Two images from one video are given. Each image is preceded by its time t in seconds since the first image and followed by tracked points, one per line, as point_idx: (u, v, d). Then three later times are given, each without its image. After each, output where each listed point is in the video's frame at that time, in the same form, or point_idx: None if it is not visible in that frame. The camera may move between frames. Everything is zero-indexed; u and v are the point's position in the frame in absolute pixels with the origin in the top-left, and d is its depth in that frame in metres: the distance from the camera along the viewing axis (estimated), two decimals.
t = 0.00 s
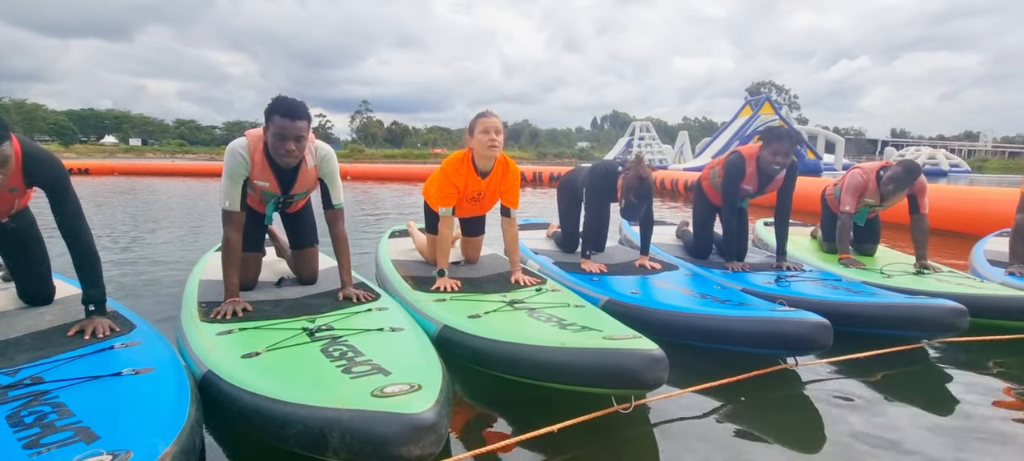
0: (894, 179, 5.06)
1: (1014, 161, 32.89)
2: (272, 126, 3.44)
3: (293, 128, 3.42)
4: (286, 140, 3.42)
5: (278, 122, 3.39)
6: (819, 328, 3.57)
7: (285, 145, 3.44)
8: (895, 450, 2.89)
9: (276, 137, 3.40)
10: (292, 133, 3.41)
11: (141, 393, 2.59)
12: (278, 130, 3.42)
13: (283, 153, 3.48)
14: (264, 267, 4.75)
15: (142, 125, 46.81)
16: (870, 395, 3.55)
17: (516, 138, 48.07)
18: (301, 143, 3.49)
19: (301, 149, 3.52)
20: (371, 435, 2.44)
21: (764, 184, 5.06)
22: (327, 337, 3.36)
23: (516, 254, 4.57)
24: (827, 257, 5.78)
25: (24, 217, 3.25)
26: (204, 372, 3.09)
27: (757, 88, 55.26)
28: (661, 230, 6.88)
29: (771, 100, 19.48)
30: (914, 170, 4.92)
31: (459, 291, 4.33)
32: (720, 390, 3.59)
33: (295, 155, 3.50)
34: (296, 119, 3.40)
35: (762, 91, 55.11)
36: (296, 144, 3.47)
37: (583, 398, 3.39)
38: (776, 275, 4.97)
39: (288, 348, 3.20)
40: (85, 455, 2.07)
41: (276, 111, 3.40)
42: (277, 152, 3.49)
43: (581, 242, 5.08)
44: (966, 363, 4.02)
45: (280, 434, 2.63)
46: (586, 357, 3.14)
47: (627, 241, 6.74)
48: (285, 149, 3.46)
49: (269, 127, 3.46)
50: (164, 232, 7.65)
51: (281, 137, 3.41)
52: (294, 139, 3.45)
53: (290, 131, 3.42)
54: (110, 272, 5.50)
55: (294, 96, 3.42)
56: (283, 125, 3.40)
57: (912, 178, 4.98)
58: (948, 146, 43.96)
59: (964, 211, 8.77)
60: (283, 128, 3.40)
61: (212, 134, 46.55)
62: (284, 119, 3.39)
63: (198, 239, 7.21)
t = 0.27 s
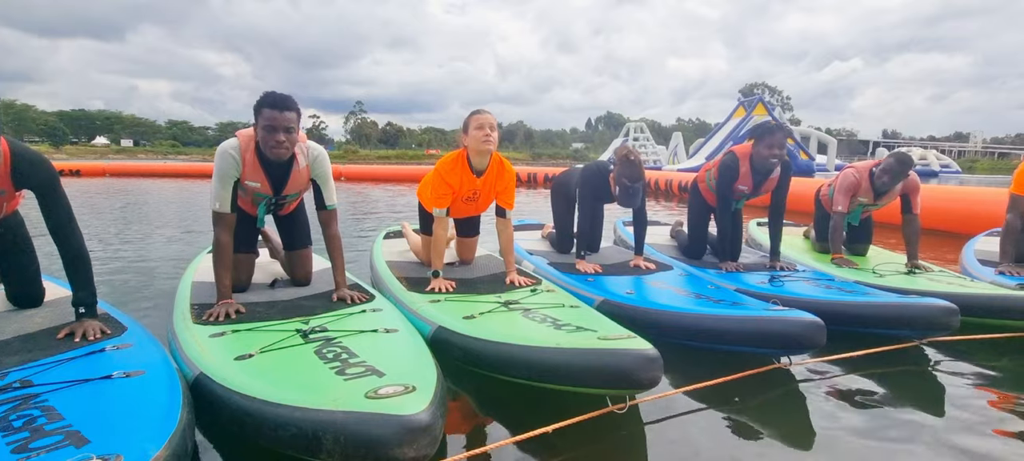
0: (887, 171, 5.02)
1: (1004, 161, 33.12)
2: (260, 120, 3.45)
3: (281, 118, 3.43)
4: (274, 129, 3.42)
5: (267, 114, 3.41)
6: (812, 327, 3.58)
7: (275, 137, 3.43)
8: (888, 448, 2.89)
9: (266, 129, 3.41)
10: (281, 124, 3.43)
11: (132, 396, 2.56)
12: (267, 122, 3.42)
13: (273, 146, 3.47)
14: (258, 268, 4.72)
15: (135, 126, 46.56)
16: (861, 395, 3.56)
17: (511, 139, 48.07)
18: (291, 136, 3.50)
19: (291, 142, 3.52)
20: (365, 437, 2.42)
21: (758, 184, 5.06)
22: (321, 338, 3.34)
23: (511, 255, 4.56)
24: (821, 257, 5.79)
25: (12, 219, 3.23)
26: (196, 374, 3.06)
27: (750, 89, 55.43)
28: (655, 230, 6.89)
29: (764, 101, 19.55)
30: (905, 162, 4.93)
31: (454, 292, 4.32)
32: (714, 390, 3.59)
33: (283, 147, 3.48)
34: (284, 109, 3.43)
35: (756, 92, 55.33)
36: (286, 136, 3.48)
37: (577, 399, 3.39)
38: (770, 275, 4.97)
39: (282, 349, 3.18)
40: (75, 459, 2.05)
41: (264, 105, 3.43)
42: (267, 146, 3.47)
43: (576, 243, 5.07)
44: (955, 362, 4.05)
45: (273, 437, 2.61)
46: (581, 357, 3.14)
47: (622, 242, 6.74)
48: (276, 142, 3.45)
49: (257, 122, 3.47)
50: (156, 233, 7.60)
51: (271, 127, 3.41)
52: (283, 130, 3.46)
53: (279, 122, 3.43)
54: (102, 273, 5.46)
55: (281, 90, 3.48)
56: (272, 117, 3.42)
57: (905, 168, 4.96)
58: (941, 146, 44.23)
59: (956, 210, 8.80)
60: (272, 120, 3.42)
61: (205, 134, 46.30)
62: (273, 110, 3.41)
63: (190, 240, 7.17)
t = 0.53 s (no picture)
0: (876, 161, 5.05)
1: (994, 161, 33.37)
2: (250, 116, 3.44)
3: (270, 113, 3.43)
4: (263, 122, 3.41)
5: (256, 109, 3.40)
6: (805, 327, 3.59)
7: (265, 131, 3.41)
8: (880, 448, 2.90)
9: (255, 123, 3.39)
10: (270, 118, 3.41)
11: (123, 400, 2.54)
12: (255, 117, 3.42)
13: (264, 141, 3.43)
14: (250, 270, 4.69)
15: (126, 127, 46.29)
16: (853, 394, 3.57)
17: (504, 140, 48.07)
18: (281, 131, 3.47)
19: (281, 137, 3.49)
20: (359, 439, 2.41)
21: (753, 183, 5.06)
22: (315, 340, 3.32)
23: (505, 256, 4.55)
24: (813, 257, 5.81)
25: None
26: (188, 377, 3.04)
27: (743, 90, 55.70)
28: (649, 231, 6.90)
29: (756, 102, 19.63)
30: (892, 149, 4.95)
31: (448, 293, 4.31)
32: (708, 390, 3.59)
33: (273, 141, 3.45)
34: (273, 103, 3.43)
35: (749, 93, 55.56)
36: (276, 131, 3.45)
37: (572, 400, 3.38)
38: (763, 275, 4.99)
39: (275, 352, 3.16)
40: None
41: (252, 101, 3.44)
42: (257, 142, 3.44)
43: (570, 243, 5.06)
44: (947, 361, 4.07)
45: (266, 440, 2.59)
46: (576, 358, 3.13)
47: (616, 242, 6.74)
48: (266, 137, 3.42)
49: (247, 118, 3.45)
50: (147, 235, 7.55)
51: (260, 121, 3.40)
52: (273, 125, 3.44)
53: (268, 116, 3.42)
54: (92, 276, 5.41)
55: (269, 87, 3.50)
56: (261, 112, 3.41)
57: (891, 155, 4.96)
58: (931, 147, 44.56)
59: (946, 210, 8.85)
60: (261, 114, 3.41)
61: (197, 136, 46.06)
62: (262, 104, 3.42)
63: (182, 242, 7.12)
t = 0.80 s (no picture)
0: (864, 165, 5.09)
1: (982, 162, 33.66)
2: (239, 110, 3.44)
3: (260, 106, 3.43)
4: (253, 113, 3.40)
5: (245, 102, 3.41)
6: (797, 326, 3.60)
7: (255, 123, 3.40)
8: (871, 447, 2.90)
9: (245, 116, 3.38)
10: (260, 110, 3.41)
11: (110, 404, 2.50)
12: (245, 110, 3.41)
13: (253, 134, 3.42)
14: (241, 272, 4.65)
15: (116, 128, 45.91)
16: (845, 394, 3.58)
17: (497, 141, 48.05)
18: (271, 124, 3.46)
19: (271, 131, 3.48)
20: (351, 442, 2.39)
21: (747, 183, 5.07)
22: (306, 342, 3.29)
23: (499, 257, 4.53)
24: (805, 257, 5.83)
25: None
26: (178, 380, 3.00)
27: (734, 91, 56.01)
28: (642, 231, 6.90)
29: (748, 104, 19.73)
30: (880, 145, 4.98)
31: (441, 295, 4.29)
32: (701, 391, 3.59)
33: (262, 133, 3.43)
34: (262, 96, 3.44)
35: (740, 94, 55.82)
36: (266, 124, 3.44)
37: (566, 402, 3.37)
38: (755, 275, 4.99)
39: (266, 354, 3.13)
40: None
41: (242, 97, 3.46)
42: (247, 135, 3.42)
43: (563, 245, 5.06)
44: (937, 360, 4.09)
45: (257, 444, 2.56)
46: (569, 359, 3.12)
47: (609, 243, 6.74)
48: (256, 129, 3.40)
49: (236, 114, 3.45)
50: (137, 237, 7.47)
51: (250, 113, 3.40)
52: (263, 117, 3.44)
53: (258, 108, 3.42)
54: (81, 279, 5.36)
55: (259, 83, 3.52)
56: (250, 105, 3.41)
57: (880, 151, 4.99)
58: (919, 148, 44.92)
59: (935, 211, 8.90)
60: (251, 107, 3.41)
61: (187, 137, 45.78)
62: (251, 97, 3.42)
63: (172, 244, 7.05)
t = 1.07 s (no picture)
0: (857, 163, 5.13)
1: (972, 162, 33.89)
2: (232, 107, 3.43)
3: (253, 103, 3.41)
4: (245, 110, 3.38)
5: (238, 99, 3.40)
6: (791, 326, 3.61)
7: (247, 119, 3.38)
8: (866, 446, 2.91)
9: (237, 112, 3.36)
10: (252, 107, 3.40)
11: (101, 407, 2.48)
12: (238, 107, 3.39)
13: (246, 130, 3.39)
14: (234, 274, 4.62)
15: (108, 129, 45.62)
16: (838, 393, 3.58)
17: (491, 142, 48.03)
18: (264, 121, 3.44)
19: (264, 128, 3.45)
20: (344, 444, 2.37)
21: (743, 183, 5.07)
22: (300, 344, 3.27)
23: (493, 258, 4.52)
24: (798, 257, 5.84)
25: None
26: (170, 383, 2.98)
27: (727, 92, 56.20)
28: (636, 232, 6.90)
29: (741, 105, 19.80)
30: (874, 142, 5.02)
31: (436, 296, 4.27)
32: (696, 391, 3.58)
33: (255, 130, 3.40)
34: (255, 93, 3.42)
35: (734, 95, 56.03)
36: (259, 120, 3.42)
37: (561, 402, 3.36)
38: (749, 275, 5.00)
39: (259, 356, 3.10)
40: None
41: (235, 95, 3.45)
42: (240, 132, 3.40)
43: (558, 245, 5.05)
44: (928, 359, 4.11)
45: (250, 447, 2.54)
46: (564, 359, 3.11)
47: (604, 244, 6.74)
48: (248, 125, 3.38)
49: (229, 111, 3.44)
50: (128, 239, 7.41)
51: (242, 110, 3.38)
52: (256, 114, 3.41)
53: (251, 105, 3.40)
54: (71, 281, 5.31)
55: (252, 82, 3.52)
56: (243, 102, 3.40)
57: (874, 147, 5.02)
58: (911, 148, 45.20)
59: (925, 211, 8.94)
60: (244, 104, 3.39)
61: (180, 138, 45.56)
62: (244, 94, 3.41)
63: (164, 246, 7.00)
